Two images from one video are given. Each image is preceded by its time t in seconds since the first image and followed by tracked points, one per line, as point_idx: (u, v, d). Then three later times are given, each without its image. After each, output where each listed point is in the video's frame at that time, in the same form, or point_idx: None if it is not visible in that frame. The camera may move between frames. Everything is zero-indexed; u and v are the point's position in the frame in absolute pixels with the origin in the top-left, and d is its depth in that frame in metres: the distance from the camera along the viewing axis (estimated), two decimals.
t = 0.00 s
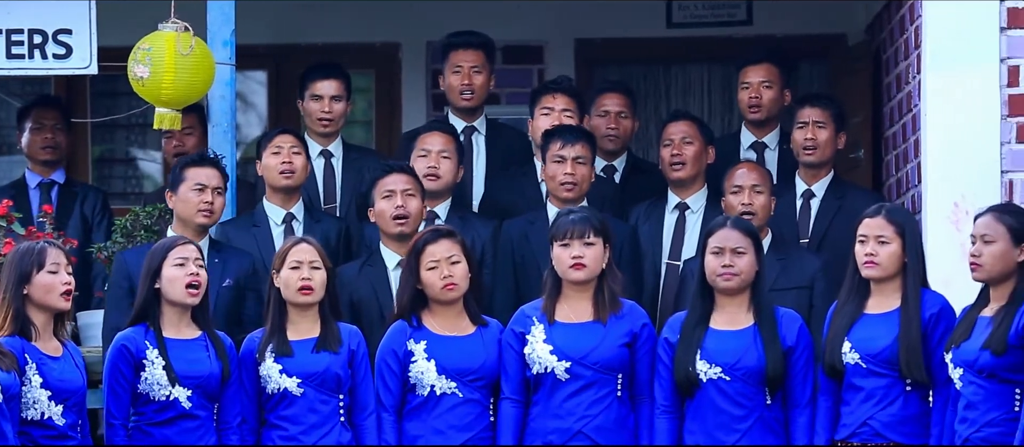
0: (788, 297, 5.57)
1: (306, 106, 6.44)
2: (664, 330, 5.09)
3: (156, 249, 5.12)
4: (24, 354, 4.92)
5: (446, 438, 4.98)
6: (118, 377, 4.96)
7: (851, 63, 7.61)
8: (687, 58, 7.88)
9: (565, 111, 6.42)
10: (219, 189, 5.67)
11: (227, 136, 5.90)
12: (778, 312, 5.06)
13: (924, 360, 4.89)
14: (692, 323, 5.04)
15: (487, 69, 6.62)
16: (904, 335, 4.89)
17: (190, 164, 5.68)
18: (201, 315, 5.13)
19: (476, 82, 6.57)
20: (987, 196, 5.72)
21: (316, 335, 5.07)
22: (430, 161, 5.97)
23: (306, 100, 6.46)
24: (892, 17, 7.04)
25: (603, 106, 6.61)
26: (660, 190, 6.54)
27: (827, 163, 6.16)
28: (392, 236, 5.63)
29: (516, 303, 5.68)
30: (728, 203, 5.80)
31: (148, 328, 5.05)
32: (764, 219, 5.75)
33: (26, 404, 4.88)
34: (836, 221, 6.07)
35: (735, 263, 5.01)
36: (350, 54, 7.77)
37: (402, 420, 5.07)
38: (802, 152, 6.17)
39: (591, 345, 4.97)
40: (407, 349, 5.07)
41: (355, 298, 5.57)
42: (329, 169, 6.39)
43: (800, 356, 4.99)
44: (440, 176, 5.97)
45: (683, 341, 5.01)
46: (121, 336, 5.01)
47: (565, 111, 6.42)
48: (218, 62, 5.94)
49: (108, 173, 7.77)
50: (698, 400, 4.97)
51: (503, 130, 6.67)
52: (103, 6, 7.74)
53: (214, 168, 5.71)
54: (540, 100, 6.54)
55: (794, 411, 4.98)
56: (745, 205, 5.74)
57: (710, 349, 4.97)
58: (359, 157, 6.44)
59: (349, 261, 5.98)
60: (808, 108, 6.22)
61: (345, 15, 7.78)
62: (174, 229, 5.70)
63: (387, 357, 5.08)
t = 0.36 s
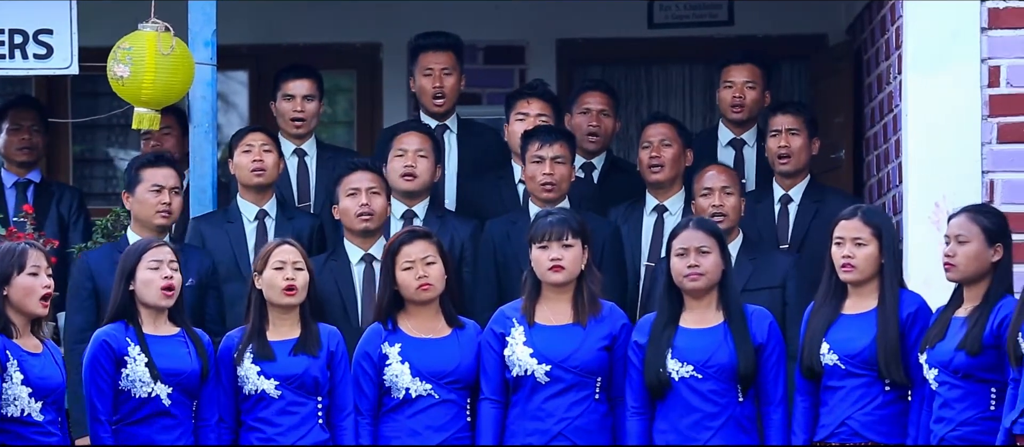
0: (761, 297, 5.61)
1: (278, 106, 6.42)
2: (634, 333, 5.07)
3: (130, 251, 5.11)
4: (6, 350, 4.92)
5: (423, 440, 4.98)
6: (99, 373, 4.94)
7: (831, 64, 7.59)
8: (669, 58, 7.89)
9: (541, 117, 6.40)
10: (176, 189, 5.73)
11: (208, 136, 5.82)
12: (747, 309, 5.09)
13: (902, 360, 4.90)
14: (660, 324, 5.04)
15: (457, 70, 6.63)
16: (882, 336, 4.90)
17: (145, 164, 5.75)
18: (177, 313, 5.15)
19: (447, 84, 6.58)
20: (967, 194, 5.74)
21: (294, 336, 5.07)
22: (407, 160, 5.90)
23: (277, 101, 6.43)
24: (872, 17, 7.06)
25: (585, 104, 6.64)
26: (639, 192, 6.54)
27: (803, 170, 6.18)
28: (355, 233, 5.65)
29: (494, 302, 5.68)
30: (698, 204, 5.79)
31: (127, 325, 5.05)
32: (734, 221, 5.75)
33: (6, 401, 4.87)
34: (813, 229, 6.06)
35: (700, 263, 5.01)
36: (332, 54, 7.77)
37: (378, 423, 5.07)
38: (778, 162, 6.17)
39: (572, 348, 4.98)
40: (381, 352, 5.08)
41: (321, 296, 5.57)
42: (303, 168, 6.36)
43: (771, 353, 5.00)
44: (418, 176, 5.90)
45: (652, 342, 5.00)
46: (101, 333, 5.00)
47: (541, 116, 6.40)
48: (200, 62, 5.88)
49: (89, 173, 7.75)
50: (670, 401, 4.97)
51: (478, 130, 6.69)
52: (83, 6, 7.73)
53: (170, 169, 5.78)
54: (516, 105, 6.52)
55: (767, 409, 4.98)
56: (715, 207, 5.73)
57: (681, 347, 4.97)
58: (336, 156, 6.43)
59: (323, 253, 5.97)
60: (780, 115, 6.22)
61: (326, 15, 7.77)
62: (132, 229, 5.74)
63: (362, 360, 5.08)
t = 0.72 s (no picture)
0: (720, 290, 5.61)
1: (243, 102, 6.38)
2: (598, 327, 5.07)
3: (98, 247, 5.12)
4: None
5: (389, 439, 4.96)
6: (62, 377, 4.96)
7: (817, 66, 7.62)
8: (656, 59, 7.84)
9: (503, 110, 6.42)
10: (136, 188, 5.74)
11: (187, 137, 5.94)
12: (712, 306, 5.08)
13: (868, 358, 4.91)
14: (625, 319, 5.04)
15: (413, 67, 6.60)
16: (848, 335, 4.91)
17: (105, 165, 5.75)
18: (143, 312, 5.15)
19: (402, 81, 6.56)
20: (946, 193, 5.75)
21: (262, 334, 5.07)
22: (367, 160, 5.89)
23: (242, 97, 6.40)
24: (853, 18, 7.06)
25: (549, 102, 6.61)
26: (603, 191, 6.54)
27: (772, 166, 6.19)
28: (314, 233, 5.64)
29: (460, 299, 5.69)
30: (658, 197, 5.81)
31: (91, 327, 5.05)
32: (694, 215, 5.76)
33: None
34: (785, 220, 6.08)
35: (665, 258, 5.01)
36: (313, 54, 7.76)
37: (344, 420, 5.06)
38: (745, 157, 6.18)
39: (533, 346, 4.97)
40: (349, 350, 5.07)
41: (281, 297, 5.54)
42: (269, 167, 6.35)
43: (734, 349, 5.01)
44: (378, 176, 5.89)
45: (616, 338, 5.00)
46: (63, 336, 5.01)
47: (503, 110, 6.42)
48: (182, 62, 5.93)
49: (71, 174, 7.72)
50: (633, 398, 4.97)
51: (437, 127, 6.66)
52: (65, 7, 7.69)
53: (128, 168, 5.77)
54: (477, 100, 6.52)
55: (727, 404, 4.98)
56: (675, 200, 5.75)
57: (645, 345, 4.97)
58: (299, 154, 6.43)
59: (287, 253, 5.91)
60: (747, 112, 6.23)
61: (309, 16, 7.76)
62: (92, 231, 5.72)
63: (330, 357, 5.07)
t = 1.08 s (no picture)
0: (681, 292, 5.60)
1: (205, 104, 6.38)
2: (567, 326, 5.09)
3: (56, 248, 5.12)
4: None
5: (344, 439, 4.95)
6: (23, 378, 4.98)
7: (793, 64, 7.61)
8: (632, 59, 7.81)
9: (457, 109, 6.40)
10: (102, 188, 5.73)
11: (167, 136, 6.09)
12: (680, 307, 5.10)
13: (830, 359, 4.91)
14: (594, 319, 5.05)
15: (370, 68, 6.60)
16: (810, 336, 4.91)
17: (70, 166, 5.73)
18: (101, 313, 5.18)
19: (360, 82, 6.55)
20: (928, 194, 5.74)
21: (222, 336, 5.07)
22: (320, 161, 5.91)
23: (204, 99, 6.40)
24: (835, 17, 7.03)
25: (500, 103, 6.60)
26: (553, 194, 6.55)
27: (736, 163, 6.18)
28: (279, 235, 5.62)
29: (419, 300, 5.69)
30: (618, 200, 5.82)
31: (50, 328, 5.08)
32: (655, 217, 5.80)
33: None
34: (752, 215, 6.08)
35: (633, 259, 5.02)
36: (294, 54, 7.76)
37: (298, 420, 5.03)
38: (711, 154, 6.18)
39: (490, 345, 4.96)
40: (303, 349, 5.04)
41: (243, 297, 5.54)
42: (234, 169, 6.33)
43: (703, 350, 5.02)
44: (331, 176, 5.92)
45: (586, 338, 5.02)
46: (23, 336, 5.03)
47: (457, 109, 6.40)
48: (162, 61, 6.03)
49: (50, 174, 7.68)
50: (602, 398, 4.98)
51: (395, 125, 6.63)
52: (46, 5, 7.66)
53: (94, 169, 5.75)
54: (431, 100, 6.50)
55: (694, 406, 5.00)
56: (635, 203, 5.77)
57: (615, 346, 4.98)
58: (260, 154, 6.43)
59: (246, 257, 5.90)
60: (711, 110, 6.23)
61: (290, 16, 7.74)
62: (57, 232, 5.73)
63: (282, 356, 5.04)
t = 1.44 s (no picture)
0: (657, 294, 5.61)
1: (178, 106, 6.35)
2: (550, 334, 5.08)
3: (21, 256, 5.09)
4: None
5: (312, 441, 4.95)
6: None
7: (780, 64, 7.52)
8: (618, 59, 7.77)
9: (427, 111, 6.38)
10: (82, 189, 5.72)
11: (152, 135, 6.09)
12: (662, 314, 5.10)
13: (807, 361, 4.91)
14: (578, 326, 5.04)
15: (343, 73, 6.60)
16: (786, 339, 4.91)
17: (49, 167, 5.71)
18: (67, 319, 5.17)
19: (333, 88, 6.55)
20: (917, 199, 5.72)
21: (190, 341, 5.07)
22: (285, 163, 5.95)
23: (177, 101, 6.36)
24: (820, 17, 7.03)
25: (468, 104, 6.61)
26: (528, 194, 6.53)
27: (712, 166, 6.19)
28: (254, 235, 5.61)
29: (391, 305, 5.67)
30: (590, 206, 5.82)
31: (14, 336, 5.05)
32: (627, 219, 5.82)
33: None
34: (729, 219, 6.10)
35: (616, 266, 5.02)
36: (276, 53, 7.73)
37: (267, 423, 5.02)
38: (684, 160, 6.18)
39: (462, 349, 4.96)
40: (269, 355, 5.03)
41: (219, 299, 5.55)
42: (207, 171, 6.32)
43: (685, 357, 5.03)
44: (296, 178, 5.95)
45: (569, 345, 5.01)
46: None
47: (427, 111, 6.38)
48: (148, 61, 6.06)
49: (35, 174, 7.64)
50: (587, 402, 4.97)
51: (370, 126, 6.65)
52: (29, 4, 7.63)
53: (73, 169, 5.74)
54: (399, 103, 6.47)
55: (677, 413, 5.00)
56: (606, 210, 5.77)
57: (598, 352, 4.97)
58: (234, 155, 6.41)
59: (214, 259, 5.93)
60: (684, 116, 6.22)
61: (274, 15, 7.71)
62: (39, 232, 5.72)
63: (248, 363, 5.03)
